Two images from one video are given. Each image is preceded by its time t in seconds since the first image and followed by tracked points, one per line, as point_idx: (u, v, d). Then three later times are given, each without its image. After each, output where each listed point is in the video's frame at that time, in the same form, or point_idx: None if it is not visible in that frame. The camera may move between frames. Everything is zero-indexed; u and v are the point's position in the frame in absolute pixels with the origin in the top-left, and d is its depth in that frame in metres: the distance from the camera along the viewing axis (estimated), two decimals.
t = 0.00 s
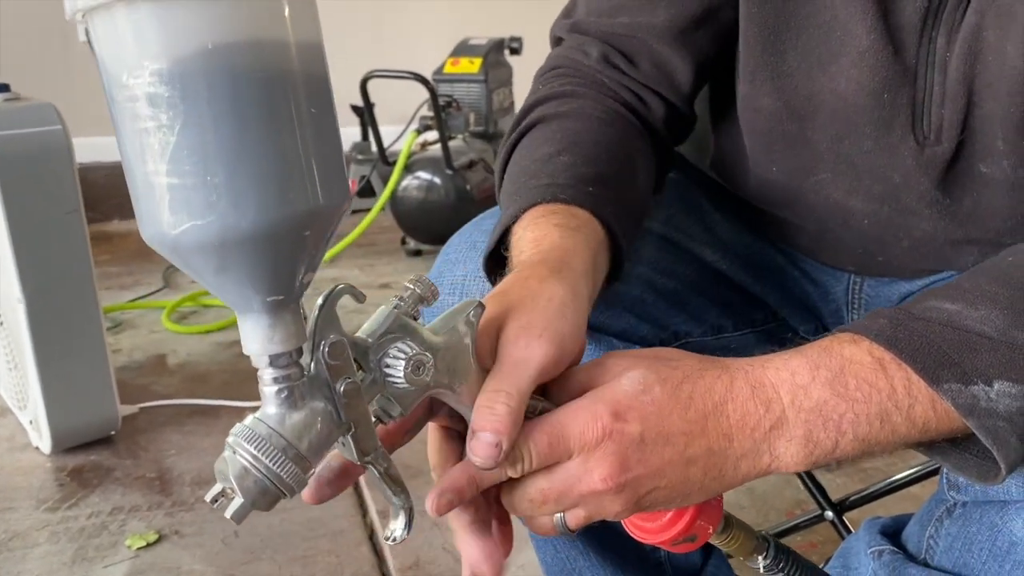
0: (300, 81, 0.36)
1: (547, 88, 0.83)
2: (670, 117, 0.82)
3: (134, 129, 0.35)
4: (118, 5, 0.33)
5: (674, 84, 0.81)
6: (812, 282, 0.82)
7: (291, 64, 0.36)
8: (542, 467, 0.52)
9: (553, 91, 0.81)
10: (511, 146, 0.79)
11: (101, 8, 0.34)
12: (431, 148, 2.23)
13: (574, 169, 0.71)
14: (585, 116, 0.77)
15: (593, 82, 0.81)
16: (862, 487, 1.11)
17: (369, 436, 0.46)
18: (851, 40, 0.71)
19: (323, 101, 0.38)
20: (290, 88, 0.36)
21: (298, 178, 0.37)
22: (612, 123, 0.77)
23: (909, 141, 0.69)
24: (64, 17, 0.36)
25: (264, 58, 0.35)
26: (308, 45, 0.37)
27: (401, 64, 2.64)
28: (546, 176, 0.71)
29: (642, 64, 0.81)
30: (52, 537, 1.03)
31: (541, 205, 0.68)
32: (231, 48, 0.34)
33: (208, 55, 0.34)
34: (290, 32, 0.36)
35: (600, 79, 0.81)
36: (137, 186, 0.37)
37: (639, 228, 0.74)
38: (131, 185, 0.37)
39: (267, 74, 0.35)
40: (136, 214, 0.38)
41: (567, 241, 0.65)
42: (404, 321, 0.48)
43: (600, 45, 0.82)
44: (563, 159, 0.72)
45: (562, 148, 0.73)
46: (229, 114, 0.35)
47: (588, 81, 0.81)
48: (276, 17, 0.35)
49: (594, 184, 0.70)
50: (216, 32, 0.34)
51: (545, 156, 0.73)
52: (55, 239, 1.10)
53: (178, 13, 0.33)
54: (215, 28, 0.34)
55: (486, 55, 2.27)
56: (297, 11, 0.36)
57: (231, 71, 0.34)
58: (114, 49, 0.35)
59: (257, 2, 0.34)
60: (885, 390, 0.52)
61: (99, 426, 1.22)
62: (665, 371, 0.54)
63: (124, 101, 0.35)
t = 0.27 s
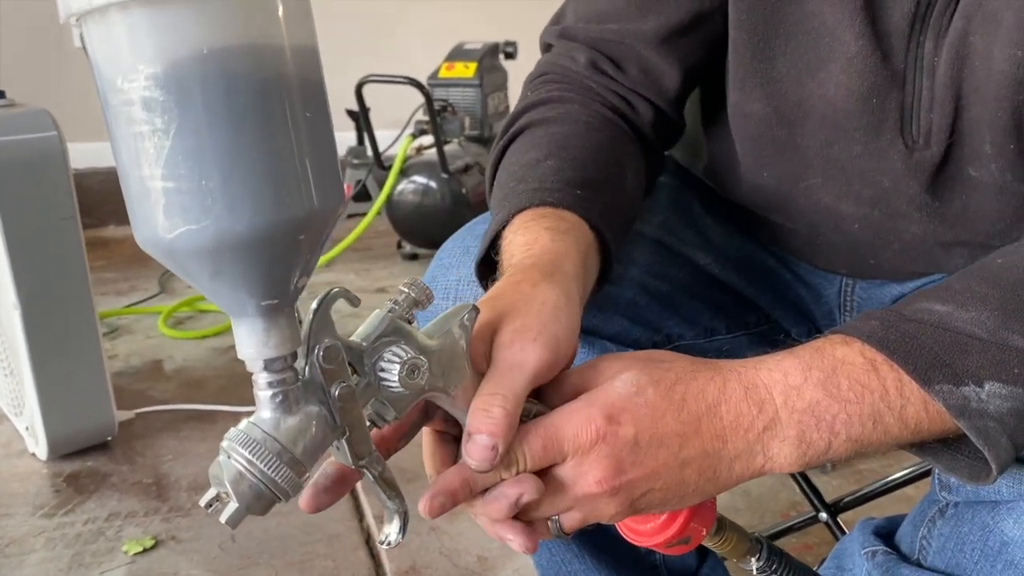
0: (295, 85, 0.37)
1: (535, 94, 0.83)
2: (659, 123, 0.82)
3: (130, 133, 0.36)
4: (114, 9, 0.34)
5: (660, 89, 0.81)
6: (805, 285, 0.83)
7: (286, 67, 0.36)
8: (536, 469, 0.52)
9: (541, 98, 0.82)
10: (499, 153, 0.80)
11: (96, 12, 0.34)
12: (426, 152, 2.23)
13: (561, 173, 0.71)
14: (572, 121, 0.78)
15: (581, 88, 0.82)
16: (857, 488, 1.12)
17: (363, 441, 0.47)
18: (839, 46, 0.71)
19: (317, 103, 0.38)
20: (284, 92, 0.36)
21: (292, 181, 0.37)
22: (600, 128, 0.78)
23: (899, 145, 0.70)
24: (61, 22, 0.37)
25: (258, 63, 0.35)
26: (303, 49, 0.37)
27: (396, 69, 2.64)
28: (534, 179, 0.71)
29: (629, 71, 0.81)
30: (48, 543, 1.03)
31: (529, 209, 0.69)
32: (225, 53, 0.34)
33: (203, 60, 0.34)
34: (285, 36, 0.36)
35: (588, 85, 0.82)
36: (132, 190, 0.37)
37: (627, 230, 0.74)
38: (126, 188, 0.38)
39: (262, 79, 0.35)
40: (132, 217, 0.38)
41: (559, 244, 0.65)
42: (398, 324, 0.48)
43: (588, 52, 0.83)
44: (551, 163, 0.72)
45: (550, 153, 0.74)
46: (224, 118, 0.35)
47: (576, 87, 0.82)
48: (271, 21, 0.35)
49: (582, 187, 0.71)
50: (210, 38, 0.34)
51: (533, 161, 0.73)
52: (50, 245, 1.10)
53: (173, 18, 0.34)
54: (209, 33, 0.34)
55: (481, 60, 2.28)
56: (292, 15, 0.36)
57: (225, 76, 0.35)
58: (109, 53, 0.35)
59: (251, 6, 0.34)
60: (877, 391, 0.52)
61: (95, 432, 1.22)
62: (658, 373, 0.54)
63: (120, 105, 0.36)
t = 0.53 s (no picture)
0: (282, 106, 0.37)
1: (533, 97, 0.84)
2: (657, 125, 0.83)
3: (117, 159, 0.36)
4: (97, 36, 0.33)
5: (659, 91, 0.82)
6: (802, 286, 0.83)
7: (272, 87, 0.36)
8: (536, 476, 0.52)
9: (538, 101, 0.82)
10: (497, 156, 0.80)
11: (79, 39, 0.34)
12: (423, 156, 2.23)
13: (558, 176, 0.72)
14: (570, 123, 0.78)
15: (580, 90, 0.82)
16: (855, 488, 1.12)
17: (362, 455, 0.47)
18: (837, 49, 0.72)
19: (304, 122, 0.38)
20: (271, 112, 0.36)
21: (282, 201, 0.37)
22: (598, 130, 0.78)
23: (896, 146, 0.70)
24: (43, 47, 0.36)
25: (245, 85, 0.35)
26: (288, 66, 0.37)
27: (391, 72, 2.64)
28: (530, 183, 0.71)
29: (627, 72, 0.82)
30: (45, 549, 1.03)
31: (527, 210, 0.69)
32: (210, 77, 0.34)
33: (189, 85, 0.34)
34: (270, 56, 0.36)
35: (586, 87, 0.82)
36: (122, 215, 0.37)
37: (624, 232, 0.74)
38: (116, 212, 0.37)
39: (248, 101, 0.35)
40: (122, 242, 0.38)
41: (555, 248, 0.65)
42: (393, 338, 0.48)
43: (586, 54, 0.83)
44: (547, 166, 0.73)
45: (547, 156, 0.74)
46: (212, 142, 0.35)
47: (574, 89, 0.82)
48: (256, 43, 0.35)
49: (579, 190, 0.71)
50: (196, 61, 0.34)
51: (530, 164, 0.74)
52: (46, 250, 1.10)
53: (156, 43, 0.33)
54: (194, 58, 0.34)
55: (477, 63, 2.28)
56: (276, 33, 0.36)
57: (213, 99, 0.34)
58: (93, 80, 0.35)
59: (234, 29, 0.34)
60: (876, 392, 0.52)
61: (92, 437, 1.21)
62: (655, 376, 0.54)
63: (106, 130, 0.35)
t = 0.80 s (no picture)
0: (279, 110, 0.37)
1: (529, 98, 0.84)
2: (655, 125, 0.83)
3: (115, 164, 0.36)
4: (94, 42, 0.33)
5: (656, 91, 0.82)
6: (800, 287, 0.83)
7: (269, 91, 0.36)
8: (536, 478, 0.52)
9: (535, 102, 0.82)
10: (494, 157, 0.80)
11: (76, 45, 0.34)
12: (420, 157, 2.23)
13: (556, 177, 0.72)
14: (567, 124, 0.78)
15: (577, 91, 0.82)
16: (854, 488, 1.13)
17: (362, 457, 0.47)
18: (833, 49, 0.72)
19: (302, 126, 0.38)
20: (269, 116, 0.36)
21: (280, 205, 0.37)
22: (595, 131, 0.78)
23: (894, 146, 0.70)
24: (40, 53, 0.36)
25: (243, 89, 0.35)
26: (285, 69, 0.37)
27: (389, 74, 2.64)
28: (528, 183, 0.71)
29: (625, 73, 0.82)
30: (44, 551, 1.03)
31: (524, 212, 0.69)
32: (208, 82, 0.34)
33: (187, 89, 0.34)
34: (267, 59, 0.36)
35: (583, 88, 0.82)
36: (120, 220, 0.37)
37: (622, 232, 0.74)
38: (114, 217, 0.37)
39: (246, 105, 0.35)
40: (121, 246, 0.38)
41: (554, 249, 0.65)
42: (392, 340, 0.48)
43: (583, 55, 0.83)
44: (545, 167, 0.73)
45: (544, 157, 0.74)
46: (210, 146, 0.35)
47: (571, 90, 0.82)
48: (253, 46, 0.35)
49: (576, 191, 0.71)
50: (193, 66, 0.34)
51: (528, 166, 0.74)
52: (44, 252, 1.10)
53: (154, 49, 0.33)
54: (192, 62, 0.34)
55: (475, 64, 2.28)
56: (273, 36, 0.36)
57: (210, 103, 0.34)
58: (91, 85, 0.34)
59: (232, 34, 0.34)
60: (874, 392, 0.53)
61: (90, 439, 1.21)
62: (654, 376, 0.54)
63: (103, 135, 0.35)
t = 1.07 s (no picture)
0: (278, 106, 0.36)
1: (528, 96, 0.83)
2: (655, 123, 0.83)
3: (113, 160, 0.35)
4: (92, 36, 0.33)
5: (656, 88, 0.81)
6: (800, 285, 0.83)
7: (268, 86, 0.36)
8: (537, 475, 0.52)
9: (534, 99, 0.82)
10: (493, 155, 0.80)
11: (74, 40, 0.34)
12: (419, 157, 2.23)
13: (555, 174, 0.71)
14: (566, 122, 0.78)
15: (576, 88, 0.82)
16: (854, 487, 1.12)
17: (362, 456, 0.47)
18: (834, 46, 0.72)
19: (301, 122, 0.38)
20: (268, 111, 0.36)
21: (279, 201, 0.37)
22: (595, 128, 0.77)
23: (894, 143, 0.70)
24: (37, 48, 0.36)
25: (241, 84, 0.35)
26: (283, 64, 0.37)
27: (387, 74, 2.64)
28: (527, 181, 0.71)
29: (624, 70, 0.82)
30: (42, 552, 1.03)
31: (523, 208, 0.69)
32: (206, 77, 0.34)
33: (185, 84, 0.34)
34: (266, 54, 0.36)
35: (582, 85, 0.82)
36: (118, 216, 0.37)
37: (622, 230, 0.74)
38: (112, 214, 0.37)
39: (244, 100, 0.35)
40: (119, 243, 0.38)
41: (553, 247, 0.65)
42: (392, 338, 0.48)
43: (583, 52, 0.83)
44: (544, 164, 0.72)
45: (543, 154, 0.74)
46: (209, 141, 0.35)
47: (570, 87, 0.82)
48: (251, 41, 0.35)
49: (576, 188, 0.71)
50: (191, 60, 0.34)
51: (526, 163, 0.73)
52: (41, 252, 1.09)
53: (152, 43, 0.33)
54: (190, 57, 0.34)
55: (473, 64, 2.28)
56: (271, 31, 0.36)
57: (209, 98, 0.34)
58: (88, 81, 0.34)
59: (230, 28, 0.34)
60: (876, 387, 0.52)
61: (89, 440, 1.21)
62: (654, 373, 0.54)
63: (101, 131, 0.35)
